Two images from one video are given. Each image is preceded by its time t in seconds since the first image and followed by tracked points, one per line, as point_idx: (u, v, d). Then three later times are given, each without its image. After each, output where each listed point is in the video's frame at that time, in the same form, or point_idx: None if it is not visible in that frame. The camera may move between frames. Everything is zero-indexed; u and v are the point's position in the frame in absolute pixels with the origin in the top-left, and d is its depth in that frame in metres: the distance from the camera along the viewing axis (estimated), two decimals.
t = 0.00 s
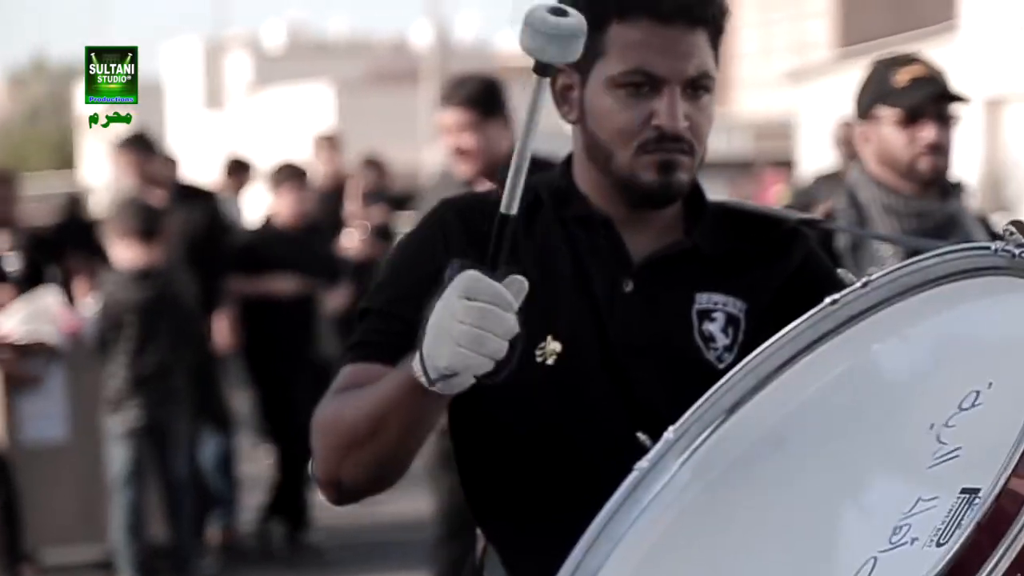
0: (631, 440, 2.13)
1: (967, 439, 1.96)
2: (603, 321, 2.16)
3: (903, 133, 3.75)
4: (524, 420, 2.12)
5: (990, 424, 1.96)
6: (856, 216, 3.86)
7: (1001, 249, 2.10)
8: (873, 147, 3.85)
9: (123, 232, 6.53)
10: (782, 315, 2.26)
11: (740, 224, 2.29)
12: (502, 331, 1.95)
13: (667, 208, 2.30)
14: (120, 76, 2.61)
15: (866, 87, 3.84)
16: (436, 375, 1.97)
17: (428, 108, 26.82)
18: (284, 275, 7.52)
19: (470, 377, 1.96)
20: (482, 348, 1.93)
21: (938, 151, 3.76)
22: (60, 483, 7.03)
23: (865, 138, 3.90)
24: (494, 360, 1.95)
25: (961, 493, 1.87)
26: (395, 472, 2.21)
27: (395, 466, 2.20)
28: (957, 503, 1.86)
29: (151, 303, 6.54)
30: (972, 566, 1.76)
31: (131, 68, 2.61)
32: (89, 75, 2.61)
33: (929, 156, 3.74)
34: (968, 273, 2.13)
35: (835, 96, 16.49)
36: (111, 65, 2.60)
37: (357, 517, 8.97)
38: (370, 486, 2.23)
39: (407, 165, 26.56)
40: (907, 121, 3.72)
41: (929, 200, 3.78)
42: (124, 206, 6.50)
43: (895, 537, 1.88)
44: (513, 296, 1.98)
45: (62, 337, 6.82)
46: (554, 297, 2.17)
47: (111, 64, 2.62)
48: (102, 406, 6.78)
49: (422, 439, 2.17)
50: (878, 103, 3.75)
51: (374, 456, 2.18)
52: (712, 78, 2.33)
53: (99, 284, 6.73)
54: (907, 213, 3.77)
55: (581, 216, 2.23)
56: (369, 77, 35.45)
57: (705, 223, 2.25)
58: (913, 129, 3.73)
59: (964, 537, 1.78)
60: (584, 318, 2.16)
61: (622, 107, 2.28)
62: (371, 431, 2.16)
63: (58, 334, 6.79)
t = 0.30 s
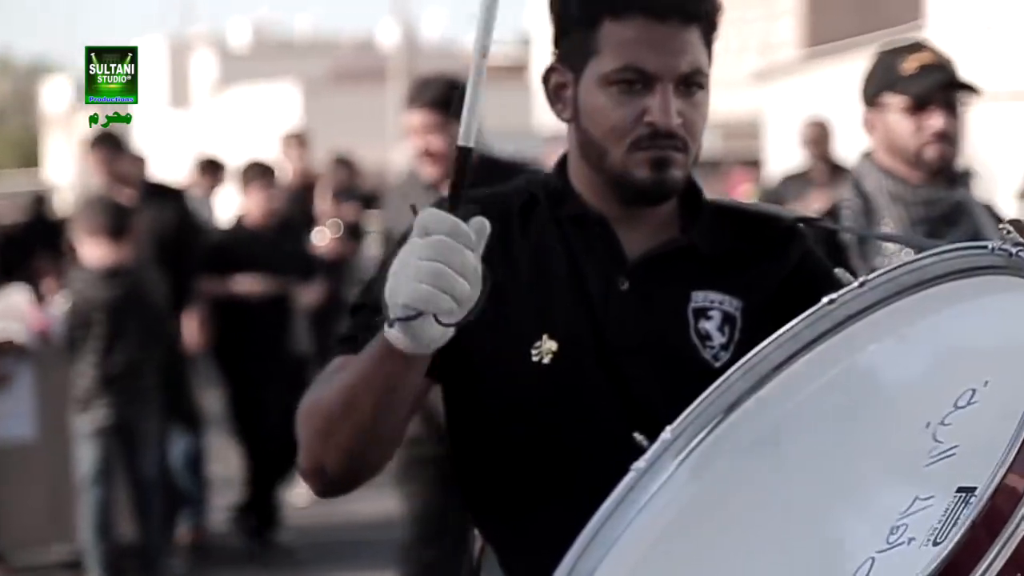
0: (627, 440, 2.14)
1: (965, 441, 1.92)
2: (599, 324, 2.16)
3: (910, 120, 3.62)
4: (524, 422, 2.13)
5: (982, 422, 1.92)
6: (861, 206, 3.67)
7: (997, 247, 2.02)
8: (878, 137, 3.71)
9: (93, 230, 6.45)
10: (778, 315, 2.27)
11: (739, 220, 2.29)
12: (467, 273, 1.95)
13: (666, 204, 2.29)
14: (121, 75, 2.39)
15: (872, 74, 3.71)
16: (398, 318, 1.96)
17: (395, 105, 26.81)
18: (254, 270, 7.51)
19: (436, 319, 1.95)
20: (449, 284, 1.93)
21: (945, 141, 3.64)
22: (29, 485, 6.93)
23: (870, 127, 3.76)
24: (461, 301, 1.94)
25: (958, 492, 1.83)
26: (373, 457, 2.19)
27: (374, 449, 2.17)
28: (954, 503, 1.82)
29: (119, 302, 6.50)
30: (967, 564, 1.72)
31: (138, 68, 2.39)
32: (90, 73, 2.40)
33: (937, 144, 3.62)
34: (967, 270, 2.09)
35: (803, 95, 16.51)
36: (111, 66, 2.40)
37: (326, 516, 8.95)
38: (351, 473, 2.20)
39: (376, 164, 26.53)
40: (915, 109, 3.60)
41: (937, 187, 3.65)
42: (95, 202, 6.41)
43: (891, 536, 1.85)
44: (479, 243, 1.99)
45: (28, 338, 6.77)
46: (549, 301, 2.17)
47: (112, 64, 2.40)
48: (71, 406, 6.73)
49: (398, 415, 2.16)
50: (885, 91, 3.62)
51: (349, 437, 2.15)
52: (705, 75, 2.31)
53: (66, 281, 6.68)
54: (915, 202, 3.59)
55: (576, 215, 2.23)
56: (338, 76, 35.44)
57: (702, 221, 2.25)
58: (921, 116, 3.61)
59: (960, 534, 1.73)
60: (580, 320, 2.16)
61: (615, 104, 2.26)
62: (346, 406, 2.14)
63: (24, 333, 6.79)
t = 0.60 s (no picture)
0: (612, 447, 2.16)
1: (947, 445, 1.89)
2: (582, 326, 2.18)
3: (905, 120, 3.48)
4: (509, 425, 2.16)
5: (964, 430, 1.89)
6: (858, 207, 3.53)
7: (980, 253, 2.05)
8: (874, 137, 3.58)
9: (45, 233, 6.39)
10: (763, 318, 2.28)
11: (724, 222, 2.30)
12: (409, 206, 1.97)
13: (648, 207, 2.28)
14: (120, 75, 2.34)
15: (866, 72, 3.57)
16: (341, 255, 1.97)
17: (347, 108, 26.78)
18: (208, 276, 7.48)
19: (380, 250, 1.96)
20: (388, 210, 1.95)
21: (943, 140, 3.50)
22: None
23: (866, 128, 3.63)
24: (401, 227, 1.96)
25: (938, 499, 1.79)
26: (337, 434, 2.15)
27: (339, 425, 2.14)
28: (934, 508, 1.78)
29: (73, 306, 6.46)
30: (950, 564, 1.68)
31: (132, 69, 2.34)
32: (90, 74, 2.35)
33: (935, 143, 3.47)
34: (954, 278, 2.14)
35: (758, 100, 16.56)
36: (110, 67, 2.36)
37: (283, 521, 8.91)
38: (319, 454, 2.17)
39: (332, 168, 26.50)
40: (908, 109, 3.45)
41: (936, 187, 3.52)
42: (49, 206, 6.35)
43: (873, 542, 1.81)
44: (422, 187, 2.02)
45: None
46: (532, 304, 2.19)
47: (112, 64, 2.37)
48: (25, 411, 6.70)
49: (357, 381, 2.12)
50: (878, 90, 3.48)
51: (312, 404, 2.12)
52: (685, 77, 2.29)
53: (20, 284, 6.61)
54: (912, 204, 3.46)
55: (558, 220, 2.25)
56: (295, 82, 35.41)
57: (684, 224, 2.26)
58: (915, 115, 3.46)
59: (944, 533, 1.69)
60: (563, 324, 2.18)
61: (593, 108, 2.25)
62: (310, 371, 2.11)
63: None
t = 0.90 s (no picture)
0: (627, 465, 2.17)
1: (953, 463, 1.88)
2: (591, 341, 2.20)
3: (937, 139, 3.66)
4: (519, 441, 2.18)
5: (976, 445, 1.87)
6: (891, 233, 3.59)
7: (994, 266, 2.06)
8: (904, 159, 3.74)
9: (33, 252, 6.52)
10: (777, 336, 2.29)
11: (734, 241, 2.32)
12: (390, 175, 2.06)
13: (659, 224, 2.29)
14: (122, 74, 2.43)
15: (894, 97, 3.76)
16: (324, 219, 2.05)
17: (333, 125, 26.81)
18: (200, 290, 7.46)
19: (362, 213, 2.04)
20: (371, 171, 2.04)
21: (975, 158, 3.67)
22: None
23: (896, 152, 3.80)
24: (383, 193, 2.04)
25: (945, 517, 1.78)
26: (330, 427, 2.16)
27: (330, 416, 2.15)
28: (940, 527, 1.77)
29: (63, 325, 6.57)
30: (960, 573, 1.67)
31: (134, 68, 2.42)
32: (91, 73, 2.44)
33: (969, 160, 3.64)
34: (965, 297, 2.13)
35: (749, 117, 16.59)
36: (111, 64, 2.44)
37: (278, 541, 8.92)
38: (309, 449, 2.17)
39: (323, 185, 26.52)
40: (939, 126, 3.65)
41: (969, 205, 3.62)
42: (36, 225, 6.46)
43: (881, 560, 1.81)
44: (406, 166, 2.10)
45: None
46: (542, 321, 2.21)
47: (113, 63, 2.44)
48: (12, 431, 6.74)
49: (347, 366, 2.13)
50: (908, 109, 3.68)
51: (301, 391, 2.13)
52: (692, 93, 2.28)
53: (9, 304, 6.72)
54: (946, 224, 3.53)
55: (568, 239, 2.27)
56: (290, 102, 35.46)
57: (694, 243, 2.28)
58: (947, 133, 3.65)
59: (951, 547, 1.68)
60: (572, 341, 2.19)
61: (599, 125, 2.25)
62: (300, 355, 2.13)
63: None
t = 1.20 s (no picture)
0: (637, 496, 2.17)
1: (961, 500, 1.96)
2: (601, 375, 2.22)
3: (978, 180, 3.62)
4: (527, 469, 2.20)
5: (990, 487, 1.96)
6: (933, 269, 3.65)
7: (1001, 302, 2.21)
8: (945, 197, 3.72)
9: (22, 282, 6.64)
10: (793, 368, 2.29)
11: (748, 273, 2.34)
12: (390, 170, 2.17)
13: (667, 254, 2.31)
14: (120, 75, 2.41)
15: (934, 136, 3.70)
16: (317, 207, 2.17)
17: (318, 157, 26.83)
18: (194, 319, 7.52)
19: (352, 201, 2.16)
20: (362, 159, 2.15)
21: (1016, 198, 3.65)
22: None
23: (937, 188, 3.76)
24: (376, 184, 2.16)
25: (952, 553, 1.88)
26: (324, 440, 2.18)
27: (326, 425, 2.17)
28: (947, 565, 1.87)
29: (52, 355, 6.67)
30: None
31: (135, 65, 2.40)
32: (93, 75, 2.42)
33: (1010, 202, 3.64)
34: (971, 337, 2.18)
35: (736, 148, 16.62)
36: (111, 66, 2.41)
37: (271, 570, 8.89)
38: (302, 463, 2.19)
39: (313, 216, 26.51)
40: (981, 167, 3.60)
41: (1009, 247, 3.67)
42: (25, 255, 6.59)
43: None
44: (404, 163, 2.20)
45: None
46: (554, 354, 2.23)
47: (112, 64, 2.42)
48: None
49: (341, 371, 2.17)
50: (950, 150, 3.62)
51: (292, 394, 2.16)
52: (698, 121, 2.29)
53: None
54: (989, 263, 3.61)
55: (577, 270, 2.29)
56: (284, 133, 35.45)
57: (705, 273, 2.30)
58: (989, 175, 3.61)
59: None
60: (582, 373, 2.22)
61: (604, 155, 2.26)
62: (294, 358, 2.17)
63: None
